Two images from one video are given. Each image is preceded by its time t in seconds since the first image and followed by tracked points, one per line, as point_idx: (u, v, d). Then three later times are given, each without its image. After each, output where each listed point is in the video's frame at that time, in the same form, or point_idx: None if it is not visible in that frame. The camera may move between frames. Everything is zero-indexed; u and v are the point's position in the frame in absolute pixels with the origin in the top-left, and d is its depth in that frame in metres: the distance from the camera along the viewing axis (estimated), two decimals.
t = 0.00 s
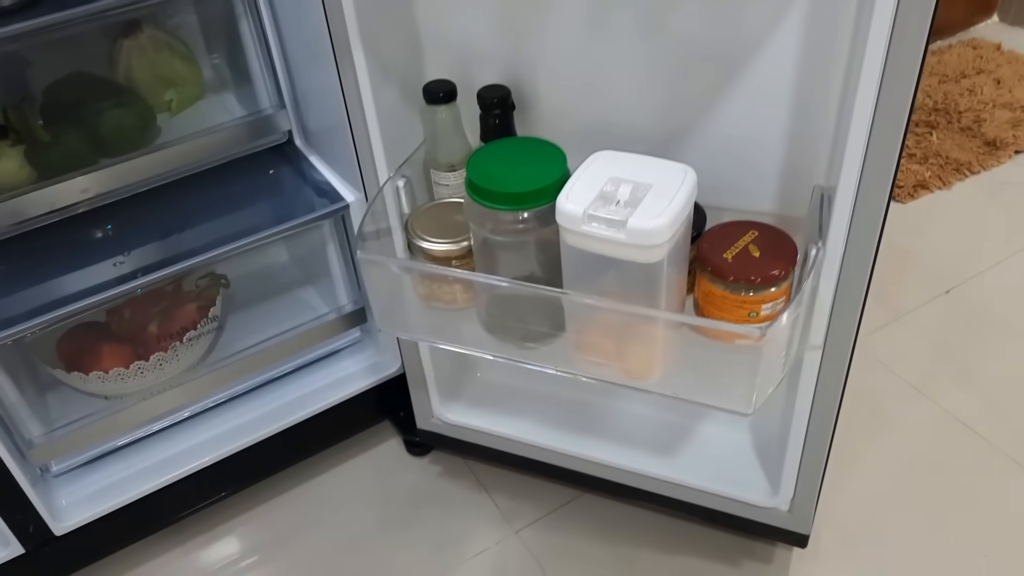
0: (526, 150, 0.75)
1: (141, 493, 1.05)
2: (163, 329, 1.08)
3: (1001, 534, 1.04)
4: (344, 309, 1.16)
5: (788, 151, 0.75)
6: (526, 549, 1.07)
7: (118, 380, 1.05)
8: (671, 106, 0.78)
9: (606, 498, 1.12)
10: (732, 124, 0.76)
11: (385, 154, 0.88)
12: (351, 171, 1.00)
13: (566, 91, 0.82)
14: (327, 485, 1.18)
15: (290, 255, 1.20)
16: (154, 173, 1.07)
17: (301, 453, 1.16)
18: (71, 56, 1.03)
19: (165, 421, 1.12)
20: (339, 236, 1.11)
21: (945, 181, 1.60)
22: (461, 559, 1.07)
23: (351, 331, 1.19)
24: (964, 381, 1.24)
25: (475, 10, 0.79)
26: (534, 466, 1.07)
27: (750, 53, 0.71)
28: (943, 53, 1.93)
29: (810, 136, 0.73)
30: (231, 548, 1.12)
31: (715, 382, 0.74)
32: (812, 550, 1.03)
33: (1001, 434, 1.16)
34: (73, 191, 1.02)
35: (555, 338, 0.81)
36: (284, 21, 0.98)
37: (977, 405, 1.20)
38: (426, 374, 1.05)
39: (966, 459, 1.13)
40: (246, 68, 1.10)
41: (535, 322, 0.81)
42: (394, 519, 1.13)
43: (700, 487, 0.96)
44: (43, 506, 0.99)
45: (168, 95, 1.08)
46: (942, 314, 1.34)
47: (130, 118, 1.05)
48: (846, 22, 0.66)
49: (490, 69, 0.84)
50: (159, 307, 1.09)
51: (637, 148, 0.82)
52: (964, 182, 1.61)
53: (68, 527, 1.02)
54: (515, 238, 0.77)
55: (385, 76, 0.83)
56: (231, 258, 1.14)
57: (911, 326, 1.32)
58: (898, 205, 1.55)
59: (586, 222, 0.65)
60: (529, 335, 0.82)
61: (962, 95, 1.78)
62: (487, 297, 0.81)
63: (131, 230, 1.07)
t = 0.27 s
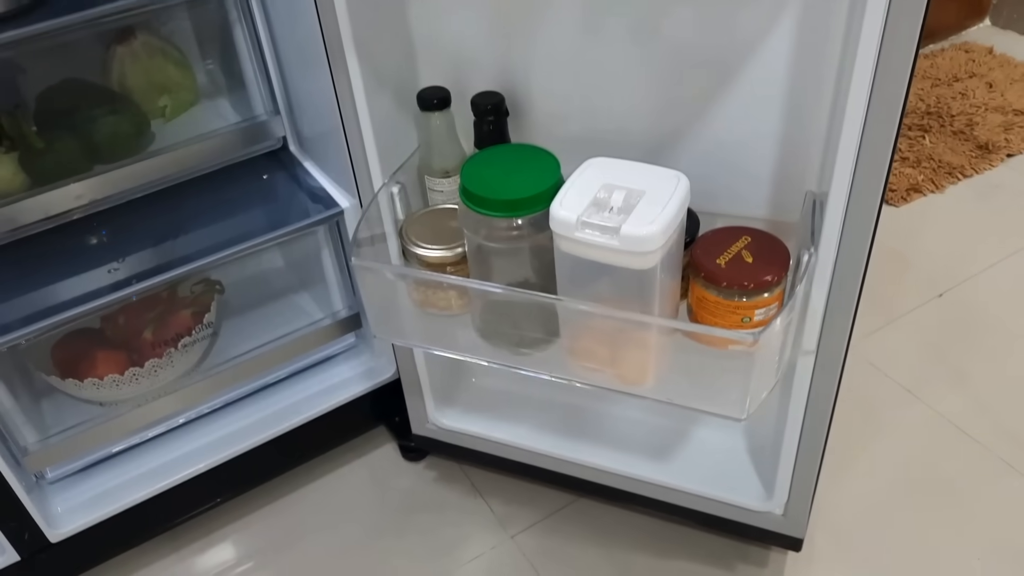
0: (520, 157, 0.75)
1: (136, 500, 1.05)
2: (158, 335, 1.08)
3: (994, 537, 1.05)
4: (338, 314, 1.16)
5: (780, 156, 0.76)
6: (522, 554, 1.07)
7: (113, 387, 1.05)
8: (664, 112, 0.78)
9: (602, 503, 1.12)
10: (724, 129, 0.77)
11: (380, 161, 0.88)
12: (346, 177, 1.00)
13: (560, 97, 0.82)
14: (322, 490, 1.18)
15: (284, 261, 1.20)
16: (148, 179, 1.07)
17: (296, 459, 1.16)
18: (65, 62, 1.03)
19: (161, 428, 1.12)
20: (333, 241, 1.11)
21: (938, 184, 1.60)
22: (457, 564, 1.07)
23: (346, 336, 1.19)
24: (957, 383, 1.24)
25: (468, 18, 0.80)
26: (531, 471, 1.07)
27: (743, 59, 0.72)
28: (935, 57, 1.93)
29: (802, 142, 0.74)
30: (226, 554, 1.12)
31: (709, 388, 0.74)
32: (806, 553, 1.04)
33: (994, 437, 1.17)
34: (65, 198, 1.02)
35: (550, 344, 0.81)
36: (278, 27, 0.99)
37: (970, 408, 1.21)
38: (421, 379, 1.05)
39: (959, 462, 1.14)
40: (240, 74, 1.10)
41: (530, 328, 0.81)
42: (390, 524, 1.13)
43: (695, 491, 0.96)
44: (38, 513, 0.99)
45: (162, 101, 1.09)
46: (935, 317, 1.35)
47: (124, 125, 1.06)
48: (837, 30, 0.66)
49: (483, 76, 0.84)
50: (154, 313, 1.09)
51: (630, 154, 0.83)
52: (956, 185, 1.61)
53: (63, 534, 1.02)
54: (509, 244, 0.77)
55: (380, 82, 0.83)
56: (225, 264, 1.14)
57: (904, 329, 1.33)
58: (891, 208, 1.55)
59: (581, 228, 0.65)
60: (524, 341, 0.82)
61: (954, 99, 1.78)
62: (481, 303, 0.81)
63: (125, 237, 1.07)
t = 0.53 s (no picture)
0: (517, 167, 0.76)
1: (135, 508, 1.05)
2: (156, 344, 1.08)
3: (989, 540, 1.05)
4: (336, 322, 1.16)
5: (774, 164, 0.76)
6: (520, 560, 1.08)
7: (112, 396, 1.05)
8: (659, 120, 0.79)
9: (599, 509, 1.13)
10: (719, 138, 0.77)
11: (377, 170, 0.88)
12: (343, 186, 1.01)
13: (556, 107, 0.83)
14: (320, 497, 1.18)
15: (282, 268, 1.20)
16: (146, 188, 1.08)
17: (294, 466, 1.16)
18: (63, 73, 1.03)
19: (159, 436, 1.12)
20: (331, 249, 1.11)
21: (932, 189, 1.61)
22: (456, 570, 1.07)
23: (344, 344, 1.19)
24: (951, 388, 1.25)
25: (465, 29, 0.80)
26: (528, 477, 1.07)
27: (736, 67, 0.72)
28: (928, 62, 1.95)
29: (796, 150, 0.74)
30: (225, 561, 1.12)
31: (705, 394, 0.74)
32: (802, 557, 1.04)
33: (989, 441, 1.17)
34: (64, 207, 1.02)
35: (547, 351, 0.82)
36: (275, 36, 0.99)
37: (965, 412, 1.21)
38: (419, 386, 1.05)
39: (954, 465, 1.14)
40: (237, 83, 1.11)
41: (527, 336, 0.82)
42: (388, 531, 1.13)
43: (692, 497, 0.97)
44: (38, 522, 0.99)
45: (160, 110, 1.09)
46: (930, 321, 1.36)
47: (122, 134, 1.06)
48: (829, 40, 0.67)
49: (480, 85, 0.85)
50: (152, 322, 1.10)
51: (626, 162, 0.83)
52: (950, 190, 1.62)
53: (63, 543, 1.02)
54: (506, 253, 0.78)
55: (377, 92, 0.84)
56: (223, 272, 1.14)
57: (899, 334, 1.34)
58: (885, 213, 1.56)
59: (577, 237, 0.66)
60: (521, 348, 0.83)
61: (948, 104, 1.80)
62: (479, 311, 0.81)
63: (123, 246, 1.07)
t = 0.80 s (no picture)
0: (516, 178, 0.77)
1: (135, 517, 1.05)
2: (156, 353, 1.08)
3: (986, 547, 1.05)
4: (335, 330, 1.17)
5: (771, 174, 0.77)
6: (519, 568, 1.08)
7: (112, 405, 1.05)
8: (656, 131, 0.79)
9: (598, 516, 1.13)
10: (716, 147, 0.78)
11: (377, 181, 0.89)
12: (343, 195, 1.01)
13: (554, 117, 0.83)
14: (319, 506, 1.19)
15: (281, 277, 1.21)
16: (146, 199, 1.08)
17: (294, 474, 1.16)
18: (63, 84, 1.04)
19: (159, 445, 1.12)
20: (330, 258, 1.12)
21: (927, 197, 1.62)
22: None
23: (344, 352, 1.19)
24: (948, 394, 1.25)
25: (463, 40, 0.81)
26: (527, 485, 1.07)
27: (732, 78, 0.73)
28: (923, 70, 1.96)
29: (792, 160, 0.75)
30: (225, 570, 1.12)
31: (703, 402, 0.75)
32: (801, 564, 1.04)
33: (986, 447, 1.18)
34: (65, 217, 1.02)
35: (546, 360, 0.82)
36: (275, 47, 1.00)
37: (961, 418, 1.22)
38: (418, 394, 1.06)
39: (951, 471, 1.15)
40: (236, 93, 1.11)
41: (527, 345, 0.82)
42: (388, 539, 1.13)
43: (691, 504, 0.97)
44: (38, 532, 1.00)
45: (160, 120, 1.09)
46: (926, 328, 1.36)
47: (122, 145, 1.06)
48: (824, 51, 0.68)
49: (478, 96, 0.85)
50: (151, 332, 1.10)
51: (624, 173, 0.84)
52: (946, 197, 1.63)
53: (63, 552, 1.02)
54: (505, 262, 0.79)
55: (376, 103, 0.84)
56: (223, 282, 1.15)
57: (896, 341, 1.34)
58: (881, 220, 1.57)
59: (576, 246, 0.66)
60: (520, 357, 0.83)
61: (942, 111, 1.81)
62: (478, 320, 0.82)
63: (123, 256, 1.08)
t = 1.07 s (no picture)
0: (516, 191, 0.77)
1: (135, 529, 1.05)
2: (157, 365, 1.09)
3: (984, 558, 1.06)
4: (336, 341, 1.17)
5: (769, 187, 0.78)
6: None
7: (112, 417, 1.06)
8: (655, 144, 0.80)
9: (598, 527, 1.13)
10: (714, 161, 0.79)
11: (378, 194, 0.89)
12: (343, 207, 1.02)
13: (554, 131, 0.84)
14: (320, 517, 1.19)
15: (282, 289, 1.21)
16: (147, 211, 1.08)
17: (294, 486, 1.17)
18: (65, 97, 1.05)
19: (159, 457, 1.12)
20: (331, 270, 1.12)
21: (924, 208, 1.63)
22: None
23: (344, 364, 1.20)
24: (945, 404, 1.26)
25: (464, 55, 0.82)
26: (527, 496, 1.08)
27: (731, 92, 0.74)
28: (919, 82, 1.97)
29: (790, 173, 0.76)
30: None
31: (702, 414, 0.75)
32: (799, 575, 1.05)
33: (984, 458, 1.18)
34: (66, 230, 1.03)
35: (546, 371, 0.83)
36: (276, 61, 1.01)
37: (959, 428, 1.22)
38: (418, 405, 1.06)
39: (949, 482, 1.15)
40: (238, 106, 1.12)
41: (527, 357, 0.82)
42: (388, 550, 1.13)
43: (690, 515, 0.97)
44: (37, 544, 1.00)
45: (161, 133, 1.10)
46: (924, 339, 1.37)
47: (124, 157, 1.07)
48: (821, 66, 0.69)
49: (479, 109, 0.86)
50: (151, 345, 1.11)
51: (623, 186, 0.84)
52: (942, 209, 1.64)
53: (63, 564, 1.02)
54: (505, 274, 0.79)
55: (378, 117, 0.85)
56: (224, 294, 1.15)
57: (893, 352, 1.35)
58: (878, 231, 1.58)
59: (576, 259, 0.67)
60: (520, 369, 0.84)
61: (938, 123, 1.82)
62: (479, 332, 0.82)
63: (125, 268, 1.08)
